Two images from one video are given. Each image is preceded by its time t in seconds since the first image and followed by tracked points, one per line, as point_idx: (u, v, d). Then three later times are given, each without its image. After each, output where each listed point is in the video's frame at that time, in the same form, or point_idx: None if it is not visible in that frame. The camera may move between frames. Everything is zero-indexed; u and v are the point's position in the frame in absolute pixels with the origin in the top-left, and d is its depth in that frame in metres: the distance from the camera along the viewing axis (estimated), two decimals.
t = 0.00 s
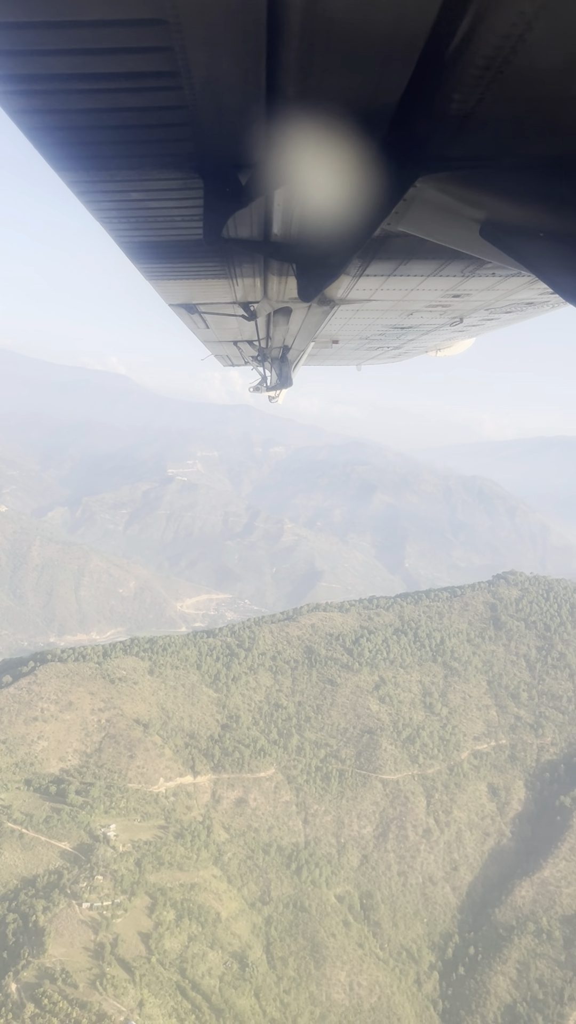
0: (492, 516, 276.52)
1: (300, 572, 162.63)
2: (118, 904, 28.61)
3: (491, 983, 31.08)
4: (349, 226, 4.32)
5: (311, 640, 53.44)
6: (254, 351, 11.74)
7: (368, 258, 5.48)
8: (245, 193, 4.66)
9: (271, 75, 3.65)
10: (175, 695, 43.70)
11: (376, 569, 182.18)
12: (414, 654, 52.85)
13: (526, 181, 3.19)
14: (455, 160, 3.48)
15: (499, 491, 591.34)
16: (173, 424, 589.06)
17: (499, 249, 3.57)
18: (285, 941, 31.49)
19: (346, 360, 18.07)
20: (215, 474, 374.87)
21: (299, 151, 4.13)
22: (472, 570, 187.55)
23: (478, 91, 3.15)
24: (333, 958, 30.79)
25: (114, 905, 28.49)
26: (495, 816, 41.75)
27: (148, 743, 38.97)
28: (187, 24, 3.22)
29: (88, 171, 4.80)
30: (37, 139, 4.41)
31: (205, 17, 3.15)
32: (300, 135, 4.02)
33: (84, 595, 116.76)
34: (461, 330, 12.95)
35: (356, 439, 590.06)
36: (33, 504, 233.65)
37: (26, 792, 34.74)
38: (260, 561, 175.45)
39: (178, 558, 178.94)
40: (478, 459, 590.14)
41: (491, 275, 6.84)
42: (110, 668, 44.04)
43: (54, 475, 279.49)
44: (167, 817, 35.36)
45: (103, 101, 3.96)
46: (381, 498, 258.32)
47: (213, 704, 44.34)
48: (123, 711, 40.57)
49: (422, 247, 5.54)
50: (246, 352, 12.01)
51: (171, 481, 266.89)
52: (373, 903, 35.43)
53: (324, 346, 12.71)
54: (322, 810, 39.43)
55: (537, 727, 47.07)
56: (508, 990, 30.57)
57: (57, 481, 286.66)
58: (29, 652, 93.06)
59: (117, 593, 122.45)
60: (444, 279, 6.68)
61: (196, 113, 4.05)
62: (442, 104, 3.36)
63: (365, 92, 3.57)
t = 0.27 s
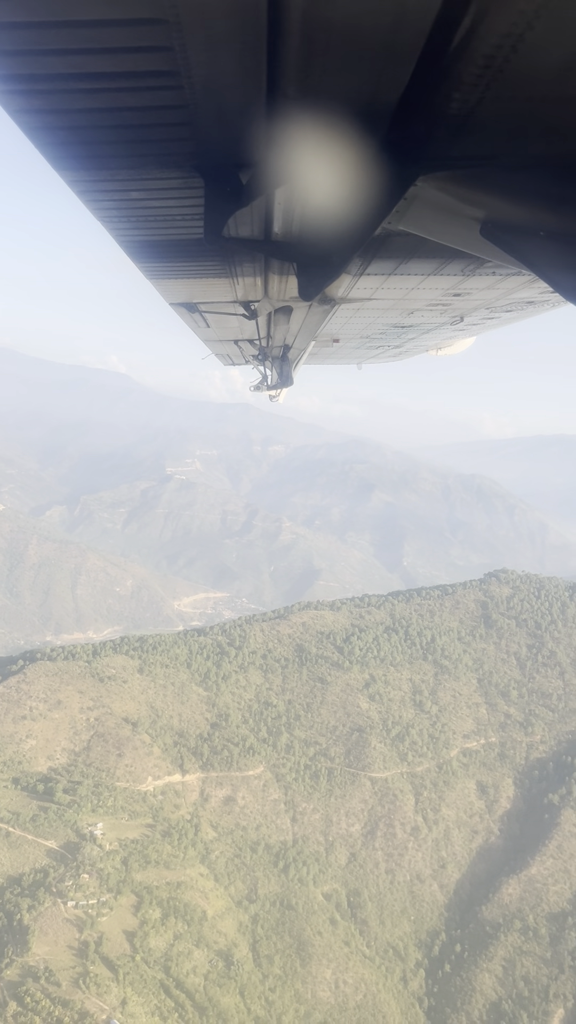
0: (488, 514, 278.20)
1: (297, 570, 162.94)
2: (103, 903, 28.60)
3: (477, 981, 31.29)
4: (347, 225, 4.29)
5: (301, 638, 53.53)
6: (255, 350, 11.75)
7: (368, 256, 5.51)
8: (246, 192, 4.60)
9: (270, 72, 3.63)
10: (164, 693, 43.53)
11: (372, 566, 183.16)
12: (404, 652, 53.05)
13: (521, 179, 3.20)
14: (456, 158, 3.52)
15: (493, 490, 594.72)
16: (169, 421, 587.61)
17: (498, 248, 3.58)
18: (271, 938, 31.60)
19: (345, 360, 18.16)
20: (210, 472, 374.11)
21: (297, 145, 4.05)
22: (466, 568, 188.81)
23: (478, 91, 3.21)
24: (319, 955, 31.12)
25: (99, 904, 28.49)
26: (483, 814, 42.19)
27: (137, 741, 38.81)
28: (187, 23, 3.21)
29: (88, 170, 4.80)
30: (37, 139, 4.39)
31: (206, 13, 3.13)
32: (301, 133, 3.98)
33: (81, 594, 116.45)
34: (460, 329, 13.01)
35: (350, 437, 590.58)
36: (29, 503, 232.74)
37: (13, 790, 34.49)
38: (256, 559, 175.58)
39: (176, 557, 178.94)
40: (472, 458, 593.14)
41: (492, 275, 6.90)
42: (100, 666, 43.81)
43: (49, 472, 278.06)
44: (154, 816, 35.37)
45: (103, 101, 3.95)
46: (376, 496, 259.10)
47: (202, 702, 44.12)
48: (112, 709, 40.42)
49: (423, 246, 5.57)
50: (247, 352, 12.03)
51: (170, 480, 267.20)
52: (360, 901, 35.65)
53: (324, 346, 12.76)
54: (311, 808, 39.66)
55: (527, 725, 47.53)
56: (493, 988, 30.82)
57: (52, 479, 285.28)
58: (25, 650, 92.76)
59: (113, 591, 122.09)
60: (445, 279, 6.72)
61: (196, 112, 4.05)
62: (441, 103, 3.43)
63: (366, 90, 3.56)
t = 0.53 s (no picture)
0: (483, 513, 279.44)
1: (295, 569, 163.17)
2: (88, 903, 28.78)
3: (463, 981, 31.54)
4: (347, 227, 4.33)
5: (291, 638, 53.58)
6: (254, 349, 11.70)
7: (368, 256, 5.56)
8: (246, 190, 4.69)
9: (271, 69, 3.62)
10: (153, 693, 43.39)
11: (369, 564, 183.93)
12: (395, 652, 53.16)
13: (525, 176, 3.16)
14: (453, 158, 3.53)
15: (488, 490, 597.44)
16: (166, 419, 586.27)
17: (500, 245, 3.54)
18: (257, 938, 31.73)
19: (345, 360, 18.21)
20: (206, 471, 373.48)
21: (298, 145, 4.11)
22: (462, 566, 189.80)
23: (479, 89, 3.21)
24: (304, 955, 31.29)
25: (84, 903, 28.66)
26: (472, 813, 42.47)
27: (124, 741, 38.62)
28: (187, 22, 3.20)
29: (88, 167, 4.77)
30: (36, 138, 4.36)
31: (206, 13, 3.12)
32: (301, 133, 4.03)
33: (78, 594, 116.08)
34: (461, 328, 13.01)
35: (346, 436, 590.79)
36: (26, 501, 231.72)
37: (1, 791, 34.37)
38: (256, 557, 175.57)
39: (173, 556, 178.70)
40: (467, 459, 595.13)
41: (491, 274, 6.98)
42: (89, 665, 43.54)
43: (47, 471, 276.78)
44: (141, 815, 35.33)
45: (103, 99, 3.92)
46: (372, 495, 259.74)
47: (191, 701, 43.85)
48: (100, 708, 40.16)
49: (422, 246, 5.60)
50: (247, 352, 12.01)
51: (167, 478, 266.80)
52: (347, 900, 35.88)
53: (324, 344, 12.81)
54: (298, 808, 39.79)
55: (517, 725, 47.80)
56: (479, 988, 31.09)
57: (47, 477, 284.02)
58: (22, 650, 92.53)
59: (110, 590, 121.90)
60: (445, 278, 6.78)
61: (195, 111, 4.04)
62: (442, 102, 3.42)
63: (367, 85, 3.56)
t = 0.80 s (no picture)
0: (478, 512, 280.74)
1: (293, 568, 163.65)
2: (73, 900, 28.62)
3: (448, 979, 31.72)
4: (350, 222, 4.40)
5: (281, 636, 53.63)
6: (254, 346, 11.63)
7: (368, 255, 5.57)
8: (246, 187, 4.72)
9: (271, 69, 3.62)
10: (142, 692, 43.28)
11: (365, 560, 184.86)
12: (384, 651, 53.34)
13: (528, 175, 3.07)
14: (452, 155, 3.49)
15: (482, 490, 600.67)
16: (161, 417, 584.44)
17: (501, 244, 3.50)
18: (243, 937, 31.72)
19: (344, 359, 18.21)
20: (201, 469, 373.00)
21: (298, 145, 4.17)
22: (456, 564, 190.86)
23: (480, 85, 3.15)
24: (289, 954, 31.42)
25: (69, 901, 28.53)
26: (460, 812, 42.73)
27: (113, 740, 38.46)
28: (187, 21, 3.20)
29: (88, 163, 4.74)
30: (35, 136, 4.34)
31: (206, 13, 3.13)
32: (302, 131, 4.04)
33: (74, 593, 115.89)
34: (460, 326, 12.98)
35: (341, 435, 590.82)
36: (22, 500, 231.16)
37: None
38: (256, 556, 175.84)
39: (171, 555, 178.78)
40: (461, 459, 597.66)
41: (491, 274, 7.01)
42: (77, 665, 43.37)
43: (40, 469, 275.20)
44: (128, 815, 35.41)
45: (102, 96, 3.90)
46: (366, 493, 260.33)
47: (180, 700, 43.64)
48: (88, 707, 39.98)
49: (422, 244, 5.59)
50: (246, 349, 11.92)
51: (163, 476, 266.59)
52: (333, 898, 35.88)
53: (323, 342, 12.71)
54: (286, 807, 39.93)
55: (506, 724, 48.14)
56: (464, 986, 31.27)
57: (41, 475, 282.68)
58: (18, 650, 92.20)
59: (107, 589, 121.64)
60: (444, 277, 6.82)
61: (195, 108, 4.04)
62: (442, 101, 3.38)
63: (366, 85, 3.56)
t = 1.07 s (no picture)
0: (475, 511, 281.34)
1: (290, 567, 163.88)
2: (59, 900, 28.69)
3: (435, 979, 31.85)
4: (350, 219, 4.41)
5: (272, 636, 53.65)
6: (255, 345, 11.54)
7: (368, 253, 5.55)
8: (246, 185, 4.73)
9: (270, 68, 3.62)
10: (131, 692, 43.13)
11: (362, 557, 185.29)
12: (375, 650, 53.50)
13: (531, 172, 3.03)
14: (453, 156, 3.35)
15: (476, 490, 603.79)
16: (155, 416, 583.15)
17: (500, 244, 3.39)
18: (229, 937, 31.65)
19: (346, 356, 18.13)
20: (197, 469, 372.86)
21: (298, 143, 4.21)
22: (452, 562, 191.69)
23: (478, 84, 3.07)
24: (275, 952, 31.37)
25: (55, 901, 28.60)
26: (449, 812, 42.89)
27: (101, 740, 38.33)
28: (184, 18, 3.17)
29: (88, 164, 4.74)
30: (34, 135, 4.32)
31: (203, 11, 3.09)
32: (302, 128, 4.07)
33: (70, 593, 115.81)
34: (461, 324, 12.95)
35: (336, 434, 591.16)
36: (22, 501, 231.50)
37: None
38: (251, 556, 175.87)
39: (169, 556, 178.99)
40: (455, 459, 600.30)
41: (493, 270, 6.95)
42: (66, 665, 43.22)
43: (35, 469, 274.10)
44: (116, 815, 35.12)
45: (103, 96, 3.88)
46: (361, 492, 260.81)
47: (170, 700, 43.57)
48: (77, 708, 39.86)
49: (422, 241, 5.55)
50: (246, 347, 11.85)
51: (159, 475, 266.26)
52: (320, 898, 35.91)
53: (323, 340, 12.64)
54: (274, 807, 39.91)
55: (496, 723, 48.49)
56: (450, 985, 31.43)
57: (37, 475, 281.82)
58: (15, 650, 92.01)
59: (104, 589, 121.41)
60: (445, 274, 6.79)
61: (195, 107, 4.02)
62: (441, 99, 3.30)
63: (364, 84, 3.60)
